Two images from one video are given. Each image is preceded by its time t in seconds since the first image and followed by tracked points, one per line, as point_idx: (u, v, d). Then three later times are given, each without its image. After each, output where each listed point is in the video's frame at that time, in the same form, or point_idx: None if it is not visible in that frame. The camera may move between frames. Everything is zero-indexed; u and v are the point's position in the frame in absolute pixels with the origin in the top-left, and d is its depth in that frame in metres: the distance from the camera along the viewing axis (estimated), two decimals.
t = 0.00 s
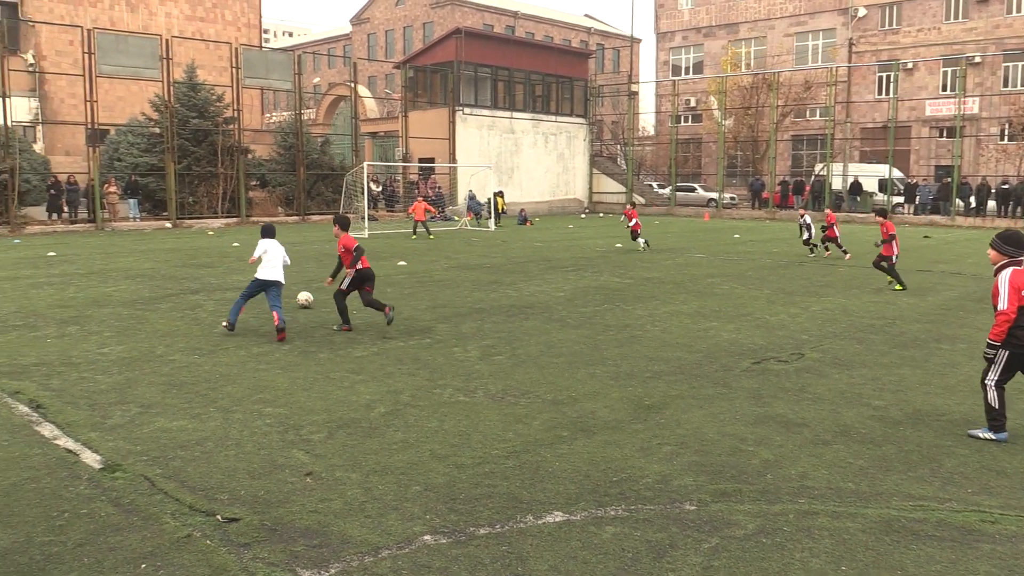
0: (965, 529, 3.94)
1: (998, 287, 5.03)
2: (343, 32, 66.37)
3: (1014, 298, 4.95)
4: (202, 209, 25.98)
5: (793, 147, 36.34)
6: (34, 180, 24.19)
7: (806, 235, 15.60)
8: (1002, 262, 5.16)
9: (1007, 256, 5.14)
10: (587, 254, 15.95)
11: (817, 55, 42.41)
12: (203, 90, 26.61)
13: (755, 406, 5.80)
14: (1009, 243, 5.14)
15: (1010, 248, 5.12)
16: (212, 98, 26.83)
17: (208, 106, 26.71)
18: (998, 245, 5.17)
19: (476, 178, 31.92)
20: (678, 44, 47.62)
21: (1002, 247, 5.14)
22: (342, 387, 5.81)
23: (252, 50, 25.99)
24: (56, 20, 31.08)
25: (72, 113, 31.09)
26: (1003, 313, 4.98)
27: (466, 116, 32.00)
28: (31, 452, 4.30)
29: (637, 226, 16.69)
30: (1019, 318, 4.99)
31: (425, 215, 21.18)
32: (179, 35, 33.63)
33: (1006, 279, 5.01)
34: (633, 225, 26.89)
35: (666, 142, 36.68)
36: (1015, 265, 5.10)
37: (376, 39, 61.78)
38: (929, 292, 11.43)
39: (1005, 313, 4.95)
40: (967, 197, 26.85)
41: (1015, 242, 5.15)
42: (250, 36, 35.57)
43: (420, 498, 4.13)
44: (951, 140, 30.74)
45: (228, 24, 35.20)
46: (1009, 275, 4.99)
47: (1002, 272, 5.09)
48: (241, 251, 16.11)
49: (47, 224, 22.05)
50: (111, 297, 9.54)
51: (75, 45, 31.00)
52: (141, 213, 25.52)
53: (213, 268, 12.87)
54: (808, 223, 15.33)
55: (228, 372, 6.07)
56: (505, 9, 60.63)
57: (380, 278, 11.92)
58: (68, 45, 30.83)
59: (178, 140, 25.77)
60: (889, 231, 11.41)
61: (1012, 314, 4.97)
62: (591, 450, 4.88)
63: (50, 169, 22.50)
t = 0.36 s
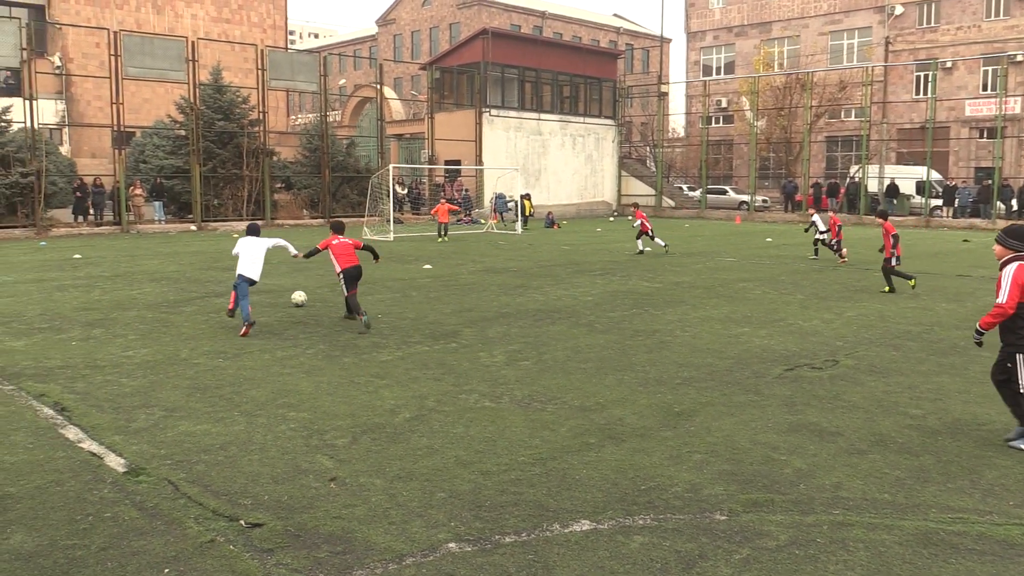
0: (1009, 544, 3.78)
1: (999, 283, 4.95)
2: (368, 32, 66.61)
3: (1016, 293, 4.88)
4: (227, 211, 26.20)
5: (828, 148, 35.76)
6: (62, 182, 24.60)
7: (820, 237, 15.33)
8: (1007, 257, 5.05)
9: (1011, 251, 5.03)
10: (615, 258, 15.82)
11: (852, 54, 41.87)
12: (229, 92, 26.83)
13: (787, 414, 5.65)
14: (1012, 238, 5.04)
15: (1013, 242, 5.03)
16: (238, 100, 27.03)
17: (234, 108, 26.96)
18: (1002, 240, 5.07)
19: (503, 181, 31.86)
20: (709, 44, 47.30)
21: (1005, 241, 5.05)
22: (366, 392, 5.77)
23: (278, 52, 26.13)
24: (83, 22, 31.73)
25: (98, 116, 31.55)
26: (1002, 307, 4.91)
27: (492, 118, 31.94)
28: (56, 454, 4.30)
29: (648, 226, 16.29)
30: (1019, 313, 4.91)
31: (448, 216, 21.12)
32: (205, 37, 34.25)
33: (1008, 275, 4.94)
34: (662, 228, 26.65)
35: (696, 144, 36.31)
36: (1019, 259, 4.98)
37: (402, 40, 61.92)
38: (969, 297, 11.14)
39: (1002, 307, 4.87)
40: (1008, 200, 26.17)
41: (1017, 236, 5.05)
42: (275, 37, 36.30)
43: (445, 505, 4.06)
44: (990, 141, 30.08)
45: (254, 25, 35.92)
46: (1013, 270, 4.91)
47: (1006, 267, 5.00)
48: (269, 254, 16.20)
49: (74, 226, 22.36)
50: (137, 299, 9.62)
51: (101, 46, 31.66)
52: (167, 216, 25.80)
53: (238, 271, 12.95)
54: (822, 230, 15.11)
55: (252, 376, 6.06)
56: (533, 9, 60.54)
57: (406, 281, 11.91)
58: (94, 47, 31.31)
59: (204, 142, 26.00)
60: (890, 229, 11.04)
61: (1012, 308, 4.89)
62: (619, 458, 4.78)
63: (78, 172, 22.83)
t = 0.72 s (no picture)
0: None
1: (980, 289, 4.98)
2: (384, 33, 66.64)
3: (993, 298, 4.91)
4: (240, 214, 26.21)
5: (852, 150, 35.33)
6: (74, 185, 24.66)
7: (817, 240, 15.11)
8: (991, 266, 5.08)
9: (996, 260, 5.06)
10: (634, 262, 15.68)
11: (877, 54, 41.49)
12: (243, 94, 26.90)
13: (811, 422, 5.51)
14: (998, 246, 5.06)
15: (999, 250, 5.05)
16: (251, 101, 27.08)
17: (247, 109, 26.98)
18: (988, 248, 5.10)
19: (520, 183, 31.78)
20: (731, 43, 47.08)
21: (990, 249, 5.08)
22: (380, 398, 5.71)
23: (292, 53, 26.15)
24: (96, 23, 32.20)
25: (110, 117, 31.83)
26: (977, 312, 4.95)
27: (509, 120, 31.81)
28: (67, 460, 4.28)
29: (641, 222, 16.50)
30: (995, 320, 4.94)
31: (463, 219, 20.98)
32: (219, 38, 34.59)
33: (989, 283, 4.97)
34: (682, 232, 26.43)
35: (717, 146, 36.03)
36: (1003, 268, 5.02)
37: (418, 40, 61.89)
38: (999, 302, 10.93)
39: (973, 313, 4.91)
40: None
41: (1002, 246, 5.08)
42: (290, 38, 36.63)
43: (460, 513, 3.98)
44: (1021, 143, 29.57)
45: (269, 26, 36.19)
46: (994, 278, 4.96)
47: (989, 275, 5.03)
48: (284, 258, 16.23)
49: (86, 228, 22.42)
50: (149, 303, 9.63)
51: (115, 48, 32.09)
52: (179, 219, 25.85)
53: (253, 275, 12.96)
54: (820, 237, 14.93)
55: (264, 381, 6.02)
56: (551, 9, 60.41)
57: (421, 286, 11.86)
58: (107, 48, 31.66)
59: (217, 145, 26.06)
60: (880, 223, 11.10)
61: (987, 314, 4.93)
62: (639, 466, 4.68)
63: (91, 175, 22.92)
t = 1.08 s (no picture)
0: None
1: (966, 287, 4.90)
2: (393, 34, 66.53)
3: (982, 296, 4.85)
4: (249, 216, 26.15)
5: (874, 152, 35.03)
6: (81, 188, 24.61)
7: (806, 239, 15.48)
8: (974, 261, 5.02)
9: (978, 255, 5.00)
10: (650, 266, 15.57)
11: (898, 54, 41.25)
12: (251, 95, 26.85)
13: (829, 430, 5.41)
14: (979, 241, 4.99)
15: (981, 244, 4.99)
16: (261, 103, 27.04)
17: (257, 111, 26.89)
18: (971, 242, 5.02)
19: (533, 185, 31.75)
20: (748, 43, 46.93)
21: (973, 243, 5.01)
22: (390, 404, 5.64)
23: (302, 54, 26.03)
24: (105, 24, 32.52)
25: (118, 118, 32.05)
26: (969, 311, 4.85)
27: (522, 121, 31.70)
28: (74, 465, 4.24)
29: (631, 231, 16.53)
30: (986, 317, 4.87)
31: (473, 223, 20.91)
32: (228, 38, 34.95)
33: (974, 277, 4.90)
34: (699, 235, 26.25)
35: (734, 148, 35.79)
36: (985, 264, 4.97)
37: (429, 41, 61.81)
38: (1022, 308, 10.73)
39: (972, 311, 4.81)
40: None
41: (985, 241, 5.01)
42: (300, 38, 36.92)
43: (472, 521, 3.91)
44: None
45: (278, 26, 36.54)
46: (977, 274, 4.90)
47: (973, 272, 4.97)
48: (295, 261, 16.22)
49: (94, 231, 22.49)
50: (157, 307, 9.63)
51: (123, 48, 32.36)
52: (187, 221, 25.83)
53: (263, 278, 12.96)
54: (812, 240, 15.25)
55: (272, 386, 5.98)
56: (564, 9, 60.29)
57: (433, 290, 11.81)
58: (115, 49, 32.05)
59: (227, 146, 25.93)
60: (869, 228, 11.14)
61: (979, 312, 4.85)
62: (654, 474, 4.59)
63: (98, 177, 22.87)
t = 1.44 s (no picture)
0: None
1: (951, 295, 4.73)
2: (403, 31, 66.27)
3: (967, 304, 4.71)
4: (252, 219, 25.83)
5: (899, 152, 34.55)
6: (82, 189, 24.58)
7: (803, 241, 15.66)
8: (950, 269, 4.89)
9: (954, 262, 4.87)
10: (666, 271, 15.41)
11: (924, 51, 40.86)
12: (255, 94, 26.73)
13: (853, 440, 5.23)
14: (954, 249, 4.87)
15: (956, 252, 4.86)
16: (264, 102, 26.85)
17: (260, 110, 26.73)
18: (947, 249, 4.88)
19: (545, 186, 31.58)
20: (767, 40, 46.83)
21: (950, 250, 4.87)
22: (398, 412, 5.52)
23: (307, 52, 25.54)
24: (105, 21, 32.81)
25: (119, 118, 31.97)
26: (961, 320, 4.67)
27: (533, 121, 31.45)
28: (72, 475, 4.14)
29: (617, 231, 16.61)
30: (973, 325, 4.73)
31: (478, 225, 20.72)
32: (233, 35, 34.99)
33: (956, 287, 4.75)
34: (716, 239, 26.00)
35: (754, 148, 35.44)
36: (963, 272, 4.83)
37: (439, 38, 61.57)
38: None
39: (960, 321, 4.65)
40: None
41: (959, 248, 4.90)
42: (305, 35, 36.61)
43: (482, 534, 3.77)
44: None
45: (283, 24, 36.42)
46: (960, 281, 4.75)
47: (953, 280, 4.81)
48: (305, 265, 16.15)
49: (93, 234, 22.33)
50: (157, 312, 9.56)
51: (122, 46, 32.34)
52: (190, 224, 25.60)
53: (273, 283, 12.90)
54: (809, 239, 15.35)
55: (276, 394, 5.87)
56: (578, 5, 60.02)
57: (443, 294, 11.70)
58: (115, 47, 31.98)
59: (229, 147, 25.80)
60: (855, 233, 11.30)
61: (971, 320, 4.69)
62: (670, 486, 4.43)
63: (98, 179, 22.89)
